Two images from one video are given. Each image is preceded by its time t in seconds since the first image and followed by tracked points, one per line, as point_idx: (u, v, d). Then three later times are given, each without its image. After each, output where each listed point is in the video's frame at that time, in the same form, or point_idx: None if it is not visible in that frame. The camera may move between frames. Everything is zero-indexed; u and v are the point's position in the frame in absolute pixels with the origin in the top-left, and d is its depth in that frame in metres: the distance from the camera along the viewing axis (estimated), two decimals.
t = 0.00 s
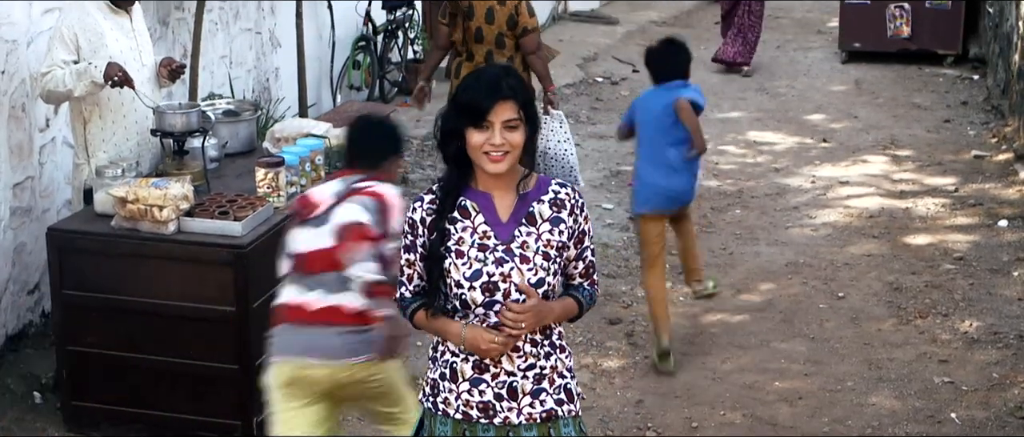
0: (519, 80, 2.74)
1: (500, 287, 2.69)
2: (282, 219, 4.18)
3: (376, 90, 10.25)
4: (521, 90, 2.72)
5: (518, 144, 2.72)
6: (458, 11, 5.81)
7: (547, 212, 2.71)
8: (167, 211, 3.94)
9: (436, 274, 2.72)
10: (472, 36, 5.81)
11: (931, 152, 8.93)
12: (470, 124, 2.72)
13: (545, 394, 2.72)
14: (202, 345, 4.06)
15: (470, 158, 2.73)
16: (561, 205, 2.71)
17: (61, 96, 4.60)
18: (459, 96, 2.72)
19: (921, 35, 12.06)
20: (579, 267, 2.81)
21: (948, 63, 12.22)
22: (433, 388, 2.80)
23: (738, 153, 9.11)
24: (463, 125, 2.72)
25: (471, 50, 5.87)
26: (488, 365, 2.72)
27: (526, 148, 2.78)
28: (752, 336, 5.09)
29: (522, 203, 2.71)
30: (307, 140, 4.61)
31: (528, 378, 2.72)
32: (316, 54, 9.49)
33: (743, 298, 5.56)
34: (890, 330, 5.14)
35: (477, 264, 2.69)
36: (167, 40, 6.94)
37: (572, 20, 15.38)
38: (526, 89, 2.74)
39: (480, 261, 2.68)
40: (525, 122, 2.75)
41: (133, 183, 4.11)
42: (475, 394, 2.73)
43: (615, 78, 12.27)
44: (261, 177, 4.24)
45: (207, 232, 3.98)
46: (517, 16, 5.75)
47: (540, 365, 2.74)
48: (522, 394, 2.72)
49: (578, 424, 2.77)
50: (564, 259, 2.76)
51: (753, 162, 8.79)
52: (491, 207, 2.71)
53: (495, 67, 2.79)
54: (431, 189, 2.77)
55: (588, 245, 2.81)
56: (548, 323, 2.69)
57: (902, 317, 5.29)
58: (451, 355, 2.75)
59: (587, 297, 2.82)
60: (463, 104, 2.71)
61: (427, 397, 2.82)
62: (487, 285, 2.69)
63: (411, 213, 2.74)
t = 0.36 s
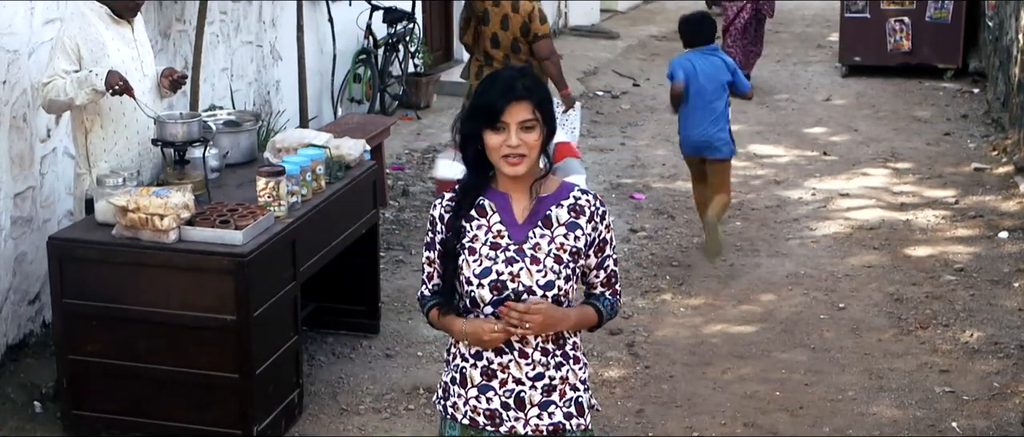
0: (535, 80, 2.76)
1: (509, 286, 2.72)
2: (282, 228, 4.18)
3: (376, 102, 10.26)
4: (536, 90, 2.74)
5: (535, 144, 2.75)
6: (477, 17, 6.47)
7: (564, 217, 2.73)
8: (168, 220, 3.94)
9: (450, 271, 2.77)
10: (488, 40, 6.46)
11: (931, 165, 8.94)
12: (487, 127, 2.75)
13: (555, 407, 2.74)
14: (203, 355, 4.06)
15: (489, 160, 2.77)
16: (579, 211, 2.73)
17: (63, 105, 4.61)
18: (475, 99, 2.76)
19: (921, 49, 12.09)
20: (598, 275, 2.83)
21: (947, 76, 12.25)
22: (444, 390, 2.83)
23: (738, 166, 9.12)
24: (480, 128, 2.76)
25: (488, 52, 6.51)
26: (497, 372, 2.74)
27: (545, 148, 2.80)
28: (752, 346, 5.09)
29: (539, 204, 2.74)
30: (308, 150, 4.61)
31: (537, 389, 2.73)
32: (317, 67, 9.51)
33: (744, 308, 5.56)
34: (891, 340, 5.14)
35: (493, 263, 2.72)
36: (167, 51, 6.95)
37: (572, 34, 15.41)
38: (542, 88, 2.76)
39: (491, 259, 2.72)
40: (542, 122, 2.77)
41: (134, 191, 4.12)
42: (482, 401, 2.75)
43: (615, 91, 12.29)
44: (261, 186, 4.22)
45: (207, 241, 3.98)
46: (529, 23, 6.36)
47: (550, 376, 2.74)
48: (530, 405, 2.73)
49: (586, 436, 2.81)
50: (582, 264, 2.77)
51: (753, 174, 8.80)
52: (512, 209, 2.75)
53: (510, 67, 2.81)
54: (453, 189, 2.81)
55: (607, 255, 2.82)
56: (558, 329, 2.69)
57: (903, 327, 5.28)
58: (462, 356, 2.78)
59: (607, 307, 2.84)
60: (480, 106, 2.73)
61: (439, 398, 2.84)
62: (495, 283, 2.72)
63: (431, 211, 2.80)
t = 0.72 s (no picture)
0: (536, 78, 2.77)
1: (511, 285, 2.72)
2: (275, 229, 4.17)
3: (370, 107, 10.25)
4: (537, 88, 2.75)
5: (536, 142, 2.75)
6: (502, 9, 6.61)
7: (565, 214, 2.73)
8: (162, 221, 3.93)
9: (451, 270, 2.77)
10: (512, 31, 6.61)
11: (925, 168, 8.96)
12: (488, 124, 2.76)
13: (558, 403, 2.75)
14: (197, 356, 4.05)
15: (490, 158, 2.77)
16: (580, 208, 2.74)
17: (57, 108, 4.59)
18: (476, 97, 2.77)
19: (914, 53, 12.12)
20: (598, 272, 2.83)
21: (940, 80, 12.28)
22: (446, 388, 2.84)
23: (732, 170, 9.12)
24: (481, 125, 2.76)
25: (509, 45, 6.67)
26: (500, 369, 2.76)
27: (546, 146, 2.81)
28: (746, 347, 5.09)
29: (540, 202, 2.75)
30: (302, 152, 4.60)
31: (540, 385, 2.75)
32: (312, 72, 9.51)
33: (738, 311, 5.56)
34: (885, 341, 5.14)
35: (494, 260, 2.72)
36: (161, 54, 6.94)
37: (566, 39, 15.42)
38: (543, 86, 2.77)
39: (493, 257, 2.72)
40: (543, 120, 2.77)
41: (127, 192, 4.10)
42: (485, 398, 2.76)
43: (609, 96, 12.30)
44: (255, 187, 4.22)
45: (201, 242, 3.97)
46: (552, 16, 6.49)
47: (553, 373, 2.75)
48: (533, 401, 2.75)
49: (590, 432, 2.81)
50: (583, 260, 2.79)
51: (747, 178, 8.81)
52: (514, 206, 2.76)
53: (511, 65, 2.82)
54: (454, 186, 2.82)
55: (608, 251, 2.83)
56: (562, 324, 2.70)
57: (896, 328, 5.29)
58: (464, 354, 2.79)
59: (608, 304, 2.83)
60: (482, 104, 2.74)
61: (442, 395, 2.86)
62: (498, 281, 2.73)
63: (432, 208, 2.80)
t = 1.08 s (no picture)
0: (535, 76, 2.77)
1: (515, 282, 2.73)
2: (272, 230, 4.18)
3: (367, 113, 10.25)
4: (536, 86, 2.76)
5: (536, 140, 2.76)
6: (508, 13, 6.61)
7: (567, 211, 2.75)
8: (158, 223, 3.92)
9: (453, 268, 2.77)
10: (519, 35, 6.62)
11: (921, 174, 8.97)
12: (488, 123, 2.76)
13: (560, 398, 2.76)
14: (195, 358, 4.04)
15: (490, 156, 2.77)
16: (582, 204, 2.75)
17: (55, 111, 4.58)
18: (475, 95, 2.77)
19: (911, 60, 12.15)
20: (597, 268, 2.84)
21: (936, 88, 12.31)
22: (446, 385, 2.84)
23: (729, 176, 9.13)
24: (480, 123, 2.76)
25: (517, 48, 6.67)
26: (503, 366, 2.76)
27: (545, 144, 2.81)
28: (743, 351, 5.09)
29: (541, 199, 2.75)
30: (299, 155, 4.59)
31: (543, 382, 2.76)
32: (308, 78, 9.51)
33: (734, 315, 5.56)
34: (881, 345, 5.14)
35: (497, 258, 2.72)
36: (157, 59, 6.93)
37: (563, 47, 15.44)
38: (542, 84, 2.77)
39: (497, 255, 2.72)
40: (542, 118, 2.78)
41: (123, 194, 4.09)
42: (488, 395, 2.76)
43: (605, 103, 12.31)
44: (251, 190, 4.22)
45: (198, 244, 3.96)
46: (559, 17, 6.56)
47: (556, 368, 2.77)
48: (536, 397, 2.75)
49: (590, 427, 2.83)
50: (584, 256, 2.80)
51: (743, 184, 8.81)
52: (513, 203, 2.76)
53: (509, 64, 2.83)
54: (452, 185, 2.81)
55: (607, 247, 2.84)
56: (565, 321, 2.71)
57: (893, 332, 5.29)
58: (465, 352, 2.79)
59: (605, 299, 2.84)
60: (481, 102, 2.75)
61: (441, 393, 2.85)
62: (502, 279, 2.73)
63: (432, 206, 2.80)
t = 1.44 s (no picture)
0: (536, 78, 2.78)
1: (520, 284, 2.73)
2: (274, 237, 4.18)
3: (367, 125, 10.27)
4: (537, 88, 2.77)
5: (538, 142, 2.76)
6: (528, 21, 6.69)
7: (570, 213, 2.75)
8: (160, 230, 3.93)
9: (457, 270, 2.78)
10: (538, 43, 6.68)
11: (921, 186, 8.98)
12: (490, 125, 2.76)
13: (563, 399, 2.77)
14: (196, 364, 4.04)
15: (492, 158, 2.78)
16: (584, 206, 2.76)
17: (57, 120, 4.59)
18: (477, 97, 2.78)
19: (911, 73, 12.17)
20: (599, 269, 2.84)
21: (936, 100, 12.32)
22: (449, 387, 2.83)
23: (729, 187, 9.13)
24: (482, 125, 2.77)
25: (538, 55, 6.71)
26: (506, 368, 2.76)
27: (547, 145, 2.81)
28: (744, 360, 5.09)
29: (544, 201, 2.76)
30: (300, 163, 4.59)
31: (546, 382, 2.76)
32: (310, 90, 9.53)
33: (735, 324, 5.55)
34: (882, 354, 5.14)
35: (501, 259, 2.73)
36: (159, 69, 6.95)
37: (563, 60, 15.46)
38: (543, 86, 2.78)
39: (501, 256, 2.73)
40: (544, 119, 2.78)
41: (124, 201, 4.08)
42: (491, 396, 2.76)
43: (606, 116, 12.32)
44: (251, 197, 4.23)
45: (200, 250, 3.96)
46: (578, 26, 6.58)
47: (559, 369, 2.77)
48: (539, 398, 2.76)
49: (593, 427, 2.83)
50: (587, 257, 2.80)
51: (743, 196, 8.81)
52: (516, 206, 2.76)
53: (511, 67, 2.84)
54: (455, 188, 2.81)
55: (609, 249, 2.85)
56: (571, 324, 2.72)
57: (894, 341, 5.29)
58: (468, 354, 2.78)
59: (607, 299, 2.85)
60: (483, 104, 2.75)
61: (444, 395, 2.85)
62: (507, 280, 2.73)
63: (434, 208, 2.79)
